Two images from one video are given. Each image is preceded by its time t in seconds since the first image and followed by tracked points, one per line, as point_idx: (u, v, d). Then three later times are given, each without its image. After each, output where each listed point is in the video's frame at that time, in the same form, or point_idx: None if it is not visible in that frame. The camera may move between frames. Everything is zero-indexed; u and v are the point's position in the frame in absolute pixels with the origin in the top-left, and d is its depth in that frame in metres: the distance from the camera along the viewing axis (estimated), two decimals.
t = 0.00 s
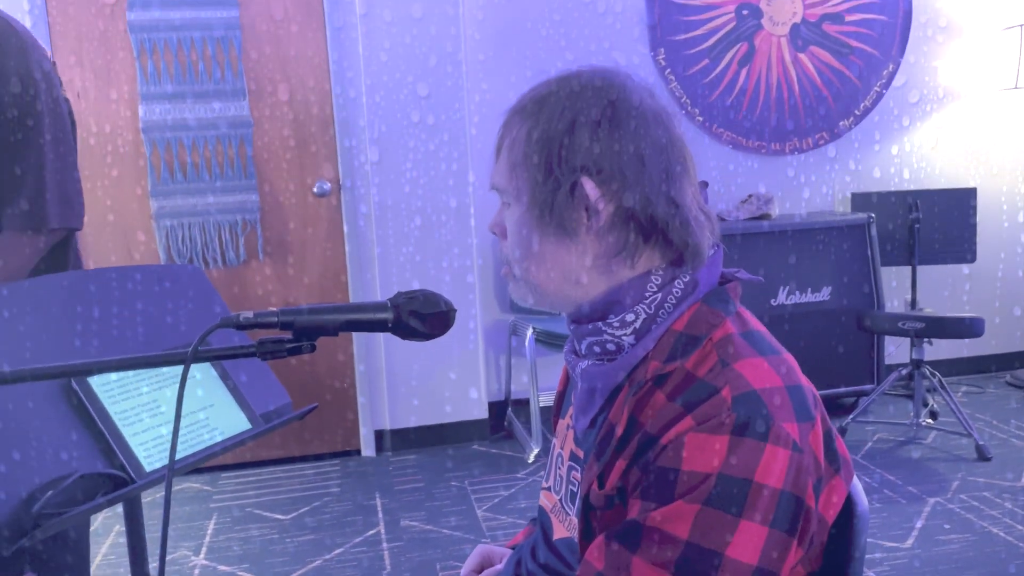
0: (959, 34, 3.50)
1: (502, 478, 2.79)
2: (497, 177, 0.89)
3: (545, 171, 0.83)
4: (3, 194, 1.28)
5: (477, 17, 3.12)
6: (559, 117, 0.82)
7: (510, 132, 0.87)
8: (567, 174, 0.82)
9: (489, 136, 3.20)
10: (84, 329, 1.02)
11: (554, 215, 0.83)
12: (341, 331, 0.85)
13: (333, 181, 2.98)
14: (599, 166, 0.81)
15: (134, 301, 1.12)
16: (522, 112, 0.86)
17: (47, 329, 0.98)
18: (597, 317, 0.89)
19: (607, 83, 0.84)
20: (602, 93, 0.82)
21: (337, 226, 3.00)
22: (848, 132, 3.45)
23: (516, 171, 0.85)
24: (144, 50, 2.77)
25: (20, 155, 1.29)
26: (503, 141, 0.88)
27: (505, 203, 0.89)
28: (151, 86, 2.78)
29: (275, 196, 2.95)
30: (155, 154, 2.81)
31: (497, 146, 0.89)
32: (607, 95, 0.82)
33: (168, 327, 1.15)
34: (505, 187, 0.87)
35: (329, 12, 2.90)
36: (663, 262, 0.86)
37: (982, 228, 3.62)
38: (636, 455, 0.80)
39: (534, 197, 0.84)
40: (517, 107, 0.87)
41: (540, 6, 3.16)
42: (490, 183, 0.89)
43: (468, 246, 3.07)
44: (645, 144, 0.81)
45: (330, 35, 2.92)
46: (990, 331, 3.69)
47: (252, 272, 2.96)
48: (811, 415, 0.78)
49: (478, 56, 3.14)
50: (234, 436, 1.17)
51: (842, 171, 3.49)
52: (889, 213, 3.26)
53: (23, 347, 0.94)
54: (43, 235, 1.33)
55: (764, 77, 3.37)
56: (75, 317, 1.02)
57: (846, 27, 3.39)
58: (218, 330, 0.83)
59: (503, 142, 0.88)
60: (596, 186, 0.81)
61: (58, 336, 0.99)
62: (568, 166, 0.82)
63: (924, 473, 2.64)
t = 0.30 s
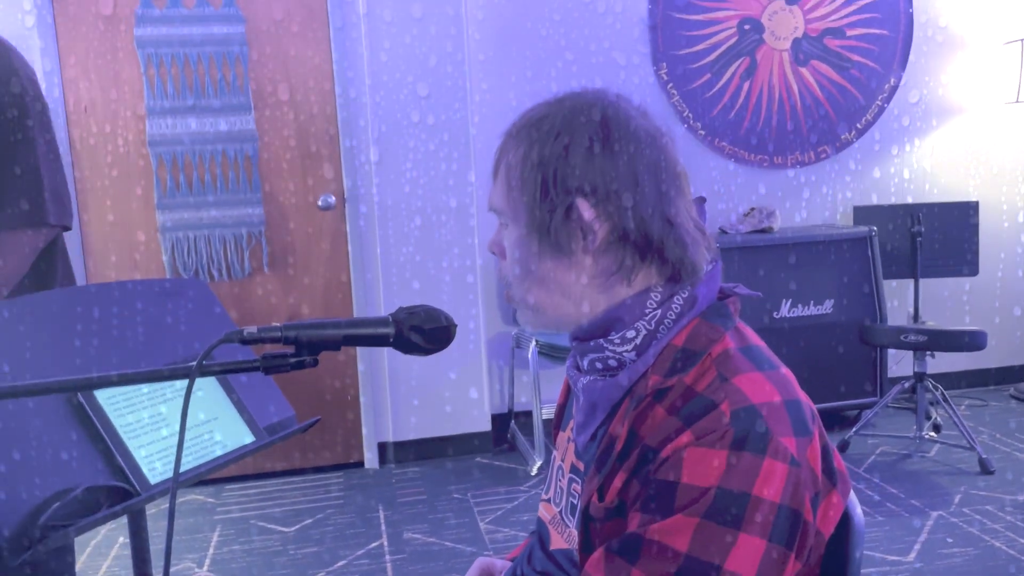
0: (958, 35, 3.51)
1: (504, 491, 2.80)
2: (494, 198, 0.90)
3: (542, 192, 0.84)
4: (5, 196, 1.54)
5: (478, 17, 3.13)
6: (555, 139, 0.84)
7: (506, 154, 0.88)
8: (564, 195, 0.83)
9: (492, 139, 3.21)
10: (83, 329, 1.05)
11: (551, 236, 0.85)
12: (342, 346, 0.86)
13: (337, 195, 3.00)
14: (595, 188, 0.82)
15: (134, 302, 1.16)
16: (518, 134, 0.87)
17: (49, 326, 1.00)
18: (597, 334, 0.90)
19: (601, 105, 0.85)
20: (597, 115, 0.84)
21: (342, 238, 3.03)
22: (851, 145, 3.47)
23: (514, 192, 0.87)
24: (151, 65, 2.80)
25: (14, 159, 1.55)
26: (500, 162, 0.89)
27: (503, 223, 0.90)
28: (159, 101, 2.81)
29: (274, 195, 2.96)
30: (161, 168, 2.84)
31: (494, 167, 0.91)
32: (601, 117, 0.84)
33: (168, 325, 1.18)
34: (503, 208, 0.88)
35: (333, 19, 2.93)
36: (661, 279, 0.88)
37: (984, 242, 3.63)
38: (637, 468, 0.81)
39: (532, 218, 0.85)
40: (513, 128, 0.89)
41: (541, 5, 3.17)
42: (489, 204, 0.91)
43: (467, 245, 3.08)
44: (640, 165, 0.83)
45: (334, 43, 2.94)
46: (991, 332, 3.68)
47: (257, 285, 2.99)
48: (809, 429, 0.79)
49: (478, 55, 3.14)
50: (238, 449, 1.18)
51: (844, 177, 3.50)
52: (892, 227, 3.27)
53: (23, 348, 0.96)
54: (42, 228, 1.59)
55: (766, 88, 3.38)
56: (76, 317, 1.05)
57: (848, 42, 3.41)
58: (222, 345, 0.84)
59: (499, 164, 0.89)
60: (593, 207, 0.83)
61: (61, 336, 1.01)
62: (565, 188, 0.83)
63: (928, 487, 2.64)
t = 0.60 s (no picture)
0: (958, 35, 3.51)
1: (511, 503, 2.79)
2: (500, 210, 0.90)
3: (549, 205, 0.85)
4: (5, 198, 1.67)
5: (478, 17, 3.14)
6: (561, 152, 0.84)
7: (512, 167, 0.88)
8: (570, 208, 0.84)
9: (495, 142, 3.21)
10: (84, 328, 1.05)
11: (557, 248, 0.85)
12: (350, 356, 0.87)
13: (347, 207, 3.03)
14: (601, 201, 0.83)
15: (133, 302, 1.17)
16: (524, 147, 0.88)
17: (48, 326, 1.01)
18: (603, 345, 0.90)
19: (608, 118, 0.86)
20: (603, 129, 0.85)
21: (352, 248, 3.05)
22: (859, 156, 3.47)
23: (520, 205, 0.87)
24: (162, 79, 2.83)
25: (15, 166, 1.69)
26: (505, 175, 0.90)
27: (508, 235, 0.90)
28: (171, 115, 2.83)
29: (276, 198, 2.98)
30: (172, 179, 2.87)
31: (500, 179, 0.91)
32: (608, 130, 0.85)
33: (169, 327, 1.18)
34: (508, 220, 0.89)
35: (342, 30, 2.96)
36: (667, 291, 0.88)
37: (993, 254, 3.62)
38: (643, 478, 0.81)
39: (538, 230, 0.86)
40: (519, 141, 0.89)
41: (540, 5, 3.17)
42: (494, 216, 0.91)
43: (468, 245, 3.08)
44: (646, 178, 0.84)
45: (344, 56, 2.97)
46: (1002, 344, 3.66)
47: (267, 297, 3.01)
48: (815, 439, 0.79)
49: (479, 55, 3.15)
50: (247, 458, 1.18)
51: (853, 186, 3.50)
52: (902, 238, 3.27)
53: (24, 348, 0.97)
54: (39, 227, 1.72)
55: (774, 99, 3.39)
56: (75, 316, 1.06)
57: (856, 54, 3.41)
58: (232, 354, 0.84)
59: (505, 177, 0.90)
60: (599, 220, 0.84)
61: (59, 336, 1.01)
62: (571, 201, 0.84)
63: (938, 500, 2.63)
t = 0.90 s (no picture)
0: (962, 35, 3.49)
1: (527, 513, 2.79)
2: (512, 222, 0.90)
3: (561, 216, 0.85)
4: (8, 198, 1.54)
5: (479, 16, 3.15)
6: (573, 164, 0.84)
7: (524, 179, 0.89)
8: (583, 219, 0.84)
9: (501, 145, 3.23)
10: (83, 329, 1.06)
11: (571, 259, 0.85)
12: (373, 362, 0.87)
13: (363, 215, 3.05)
14: (615, 212, 0.83)
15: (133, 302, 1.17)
16: (536, 159, 0.88)
17: (48, 327, 1.03)
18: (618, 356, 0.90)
19: (620, 129, 0.86)
20: (615, 140, 0.85)
21: (368, 257, 3.07)
22: (877, 166, 3.46)
23: (532, 216, 0.87)
24: (182, 88, 2.86)
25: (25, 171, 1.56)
26: (518, 187, 0.90)
27: (521, 247, 0.90)
28: (190, 121, 2.86)
29: (301, 214, 3.01)
30: (189, 187, 2.89)
31: (512, 191, 0.91)
32: (620, 141, 0.85)
33: (167, 325, 1.17)
34: (521, 233, 0.89)
35: (359, 40, 2.98)
36: (682, 300, 0.87)
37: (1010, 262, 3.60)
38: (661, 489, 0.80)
39: (551, 242, 0.86)
40: (531, 153, 0.89)
41: (539, 6, 3.16)
42: (507, 228, 0.91)
43: (468, 245, 3.07)
44: (660, 187, 0.84)
45: (362, 67, 2.99)
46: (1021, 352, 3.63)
47: (283, 304, 3.02)
48: (835, 447, 0.78)
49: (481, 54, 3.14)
50: (266, 465, 1.19)
51: (869, 194, 3.49)
52: (920, 249, 3.25)
53: (24, 349, 0.97)
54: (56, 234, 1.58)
55: (790, 111, 3.38)
56: (76, 318, 1.07)
57: (874, 63, 3.40)
58: (255, 360, 0.84)
59: (517, 188, 0.90)
60: (612, 230, 0.84)
61: (59, 338, 1.02)
62: (584, 212, 0.84)
63: (958, 512, 2.60)
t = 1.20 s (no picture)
0: (979, 43, 3.44)
1: (548, 530, 2.77)
2: (536, 250, 0.90)
3: (586, 244, 0.85)
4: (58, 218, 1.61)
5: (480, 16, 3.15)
6: (597, 191, 0.84)
7: (548, 206, 0.89)
8: (608, 246, 0.84)
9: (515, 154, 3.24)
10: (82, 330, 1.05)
11: (596, 287, 0.85)
12: (403, 386, 0.86)
13: (385, 230, 3.06)
14: (640, 240, 0.83)
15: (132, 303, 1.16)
16: (559, 186, 0.88)
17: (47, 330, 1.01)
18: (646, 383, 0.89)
19: (643, 155, 0.86)
20: (639, 166, 0.85)
21: (391, 274, 3.07)
22: (903, 182, 3.43)
23: (557, 244, 0.87)
24: (207, 104, 2.88)
25: (71, 196, 1.62)
26: (541, 214, 0.90)
27: (545, 274, 0.90)
28: (215, 137, 2.89)
29: (327, 236, 3.03)
30: (214, 203, 2.91)
31: (535, 218, 0.91)
32: (644, 167, 0.85)
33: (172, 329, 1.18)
34: (546, 260, 0.89)
35: (382, 54, 3.00)
36: (710, 327, 0.86)
37: None
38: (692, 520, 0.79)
39: (576, 270, 0.86)
40: (553, 181, 0.89)
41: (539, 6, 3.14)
42: (531, 256, 0.91)
43: (468, 245, 3.05)
44: (686, 213, 0.84)
45: (387, 82, 3.01)
46: None
47: (305, 319, 3.03)
48: (870, 477, 0.77)
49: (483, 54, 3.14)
50: (291, 485, 1.19)
51: (895, 209, 3.46)
52: (947, 265, 3.21)
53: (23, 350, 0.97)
54: (99, 258, 1.63)
55: (814, 126, 3.35)
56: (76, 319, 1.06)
57: (899, 78, 3.38)
58: (285, 382, 0.84)
59: (540, 215, 0.90)
60: (638, 258, 0.83)
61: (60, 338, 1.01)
62: (609, 240, 0.84)
63: (986, 534, 2.56)
